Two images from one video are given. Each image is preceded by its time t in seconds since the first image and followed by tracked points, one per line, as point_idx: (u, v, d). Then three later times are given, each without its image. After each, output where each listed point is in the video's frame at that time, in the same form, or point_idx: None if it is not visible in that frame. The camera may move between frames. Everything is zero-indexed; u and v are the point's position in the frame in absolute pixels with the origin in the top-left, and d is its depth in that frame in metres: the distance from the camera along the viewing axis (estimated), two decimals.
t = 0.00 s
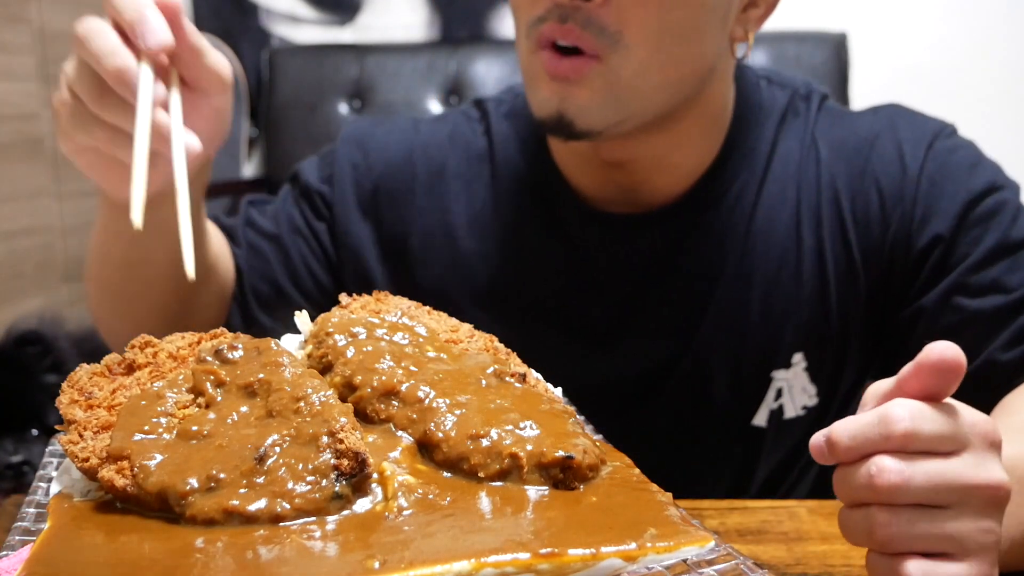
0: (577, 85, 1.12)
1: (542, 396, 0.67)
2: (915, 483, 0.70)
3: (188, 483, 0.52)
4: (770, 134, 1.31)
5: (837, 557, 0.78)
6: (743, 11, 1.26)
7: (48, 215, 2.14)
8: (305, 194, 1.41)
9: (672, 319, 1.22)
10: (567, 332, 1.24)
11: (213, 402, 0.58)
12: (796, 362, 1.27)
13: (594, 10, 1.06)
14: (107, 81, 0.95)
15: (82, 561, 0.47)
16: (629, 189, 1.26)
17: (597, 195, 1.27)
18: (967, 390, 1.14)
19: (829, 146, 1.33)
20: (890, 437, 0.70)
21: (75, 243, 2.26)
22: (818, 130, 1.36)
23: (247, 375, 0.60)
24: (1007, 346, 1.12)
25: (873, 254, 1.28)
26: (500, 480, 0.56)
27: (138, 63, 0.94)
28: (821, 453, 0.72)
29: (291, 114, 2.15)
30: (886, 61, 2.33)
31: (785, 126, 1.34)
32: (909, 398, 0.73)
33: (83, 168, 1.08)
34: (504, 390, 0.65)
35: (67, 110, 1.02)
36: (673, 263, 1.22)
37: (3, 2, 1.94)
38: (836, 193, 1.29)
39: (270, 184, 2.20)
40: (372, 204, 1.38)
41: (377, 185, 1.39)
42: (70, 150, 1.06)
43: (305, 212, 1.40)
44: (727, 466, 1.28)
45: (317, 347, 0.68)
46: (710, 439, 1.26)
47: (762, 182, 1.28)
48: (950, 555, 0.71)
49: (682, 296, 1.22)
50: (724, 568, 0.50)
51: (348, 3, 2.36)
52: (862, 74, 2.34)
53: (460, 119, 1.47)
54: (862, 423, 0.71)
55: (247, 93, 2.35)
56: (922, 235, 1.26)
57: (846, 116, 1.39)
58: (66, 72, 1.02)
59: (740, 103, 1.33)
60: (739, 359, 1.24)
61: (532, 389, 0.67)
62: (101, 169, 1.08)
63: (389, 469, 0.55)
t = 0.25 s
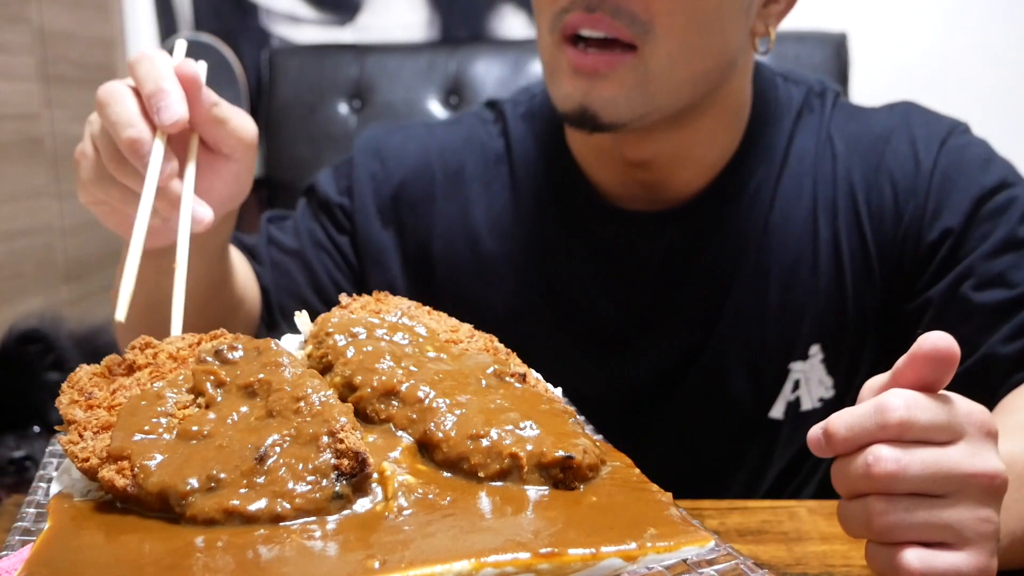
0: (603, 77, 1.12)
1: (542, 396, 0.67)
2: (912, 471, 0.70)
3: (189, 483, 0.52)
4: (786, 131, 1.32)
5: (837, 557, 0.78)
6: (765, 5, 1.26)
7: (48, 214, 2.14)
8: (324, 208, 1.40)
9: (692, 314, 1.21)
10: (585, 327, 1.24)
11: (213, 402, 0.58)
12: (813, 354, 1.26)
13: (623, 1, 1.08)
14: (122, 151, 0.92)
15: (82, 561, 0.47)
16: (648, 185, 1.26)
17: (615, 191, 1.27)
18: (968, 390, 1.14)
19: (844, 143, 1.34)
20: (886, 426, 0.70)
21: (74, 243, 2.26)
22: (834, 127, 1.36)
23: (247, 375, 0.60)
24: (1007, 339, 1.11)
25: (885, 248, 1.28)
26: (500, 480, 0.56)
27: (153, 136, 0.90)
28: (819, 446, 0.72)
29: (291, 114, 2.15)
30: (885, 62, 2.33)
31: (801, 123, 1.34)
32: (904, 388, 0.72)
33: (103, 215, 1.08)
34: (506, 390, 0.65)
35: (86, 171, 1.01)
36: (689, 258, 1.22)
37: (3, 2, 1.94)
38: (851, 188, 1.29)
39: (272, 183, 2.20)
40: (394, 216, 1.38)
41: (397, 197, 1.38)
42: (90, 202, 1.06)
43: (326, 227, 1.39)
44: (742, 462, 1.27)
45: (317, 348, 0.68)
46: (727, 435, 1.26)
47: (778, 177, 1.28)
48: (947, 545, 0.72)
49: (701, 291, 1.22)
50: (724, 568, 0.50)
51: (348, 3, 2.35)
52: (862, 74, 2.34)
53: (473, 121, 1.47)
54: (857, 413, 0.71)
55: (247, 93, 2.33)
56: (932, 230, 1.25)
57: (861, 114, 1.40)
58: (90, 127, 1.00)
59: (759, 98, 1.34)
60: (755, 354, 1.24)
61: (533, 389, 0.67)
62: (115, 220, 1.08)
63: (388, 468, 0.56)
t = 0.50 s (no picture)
0: (591, 55, 1.11)
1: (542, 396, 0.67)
2: (902, 475, 0.70)
3: (189, 483, 0.52)
4: (789, 130, 1.32)
5: (837, 557, 0.78)
6: (762, 5, 1.26)
7: (49, 215, 2.14)
8: (329, 210, 1.40)
9: (693, 313, 1.21)
10: (587, 326, 1.24)
11: (213, 402, 0.58)
12: (813, 353, 1.26)
13: None
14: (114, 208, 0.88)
15: (84, 561, 0.47)
16: (651, 183, 1.26)
17: (617, 190, 1.27)
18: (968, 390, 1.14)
19: (846, 143, 1.34)
20: (876, 431, 0.69)
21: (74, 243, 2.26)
22: (836, 126, 1.37)
23: (247, 375, 0.60)
24: (1007, 338, 1.12)
25: (887, 248, 1.27)
26: (500, 479, 0.56)
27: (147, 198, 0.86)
28: (810, 450, 0.71)
29: (291, 114, 2.15)
30: (884, 62, 2.32)
31: (804, 122, 1.34)
32: (895, 392, 0.72)
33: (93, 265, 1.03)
34: (506, 390, 0.65)
35: (82, 220, 0.98)
36: (691, 257, 1.22)
37: (4, 2, 1.94)
38: (853, 187, 1.29)
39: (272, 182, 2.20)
40: (398, 211, 1.37)
41: (402, 193, 1.38)
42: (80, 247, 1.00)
43: (330, 230, 1.39)
44: (743, 461, 1.27)
45: (317, 348, 0.68)
46: (729, 434, 1.25)
47: (779, 176, 1.28)
48: (939, 548, 0.72)
49: (702, 289, 1.21)
50: (724, 568, 0.49)
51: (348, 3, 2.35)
52: (861, 74, 2.34)
53: (477, 121, 1.46)
54: (847, 418, 0.70)
55: (247, 92, 2.33)
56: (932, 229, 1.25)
57: (864, 114, 1.40)
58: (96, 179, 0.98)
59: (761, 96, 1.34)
60: (755, 353, 1.23)
61: (533, 389, 0.67)
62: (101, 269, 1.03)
63: (389, 468, 0.56)
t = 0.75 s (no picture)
0: (592, 66, 1.12)
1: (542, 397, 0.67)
2: (900, 474, 0.70)
3: (189, 483, 0.52)
4: (787, 130, 1.32)
5: (837, 557, 0.78)
6: (759, 5, 1.25)
7: (49, 215, 2.14)
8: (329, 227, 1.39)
9: (692, 313, 1.21)
10: (586, 327, 1.24)
11: (214, 402, 0.58)
12: (812, 353, 1.26)
13: None
14: (145, 227, 0.91)
15: (84, 561, 0.47)
16: (649, 183, 1.25)
17: (615, 191, 1.28)
18: (968, 391, 1.14)
19: (845, 143, 1.34)
20: (873, 431, 0.69)
21: (73, 243, 2.26)
22: (835, 127, 1.37)
23: (248, 375, 0.60)
24: (1005, 337, 1.11)
25: (885, 248, 1.27)
26: (501, 480, 0.56)
27: (179, 218, 0.89)
28: (809, 452, 0.72)
29: (291, 114, 2.15)
30: (883, 61, 2.32)
31: (802, 123, 1.34)
32: (891, 392, 0.72)
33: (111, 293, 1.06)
34: (506, 391, 0.65)
35: (106, 239, 1.00)
36: (690, 258, 1.22)
37: (3, 3, 1.94)
38: (852, 186, 1.29)
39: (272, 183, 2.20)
40: (398, 221, 1.38)
41: (402, 203, 1.38)
42: (100, 265, 1.03)
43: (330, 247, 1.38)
44: (743, 460, 1.27)
45: (317, 348, 0.68)
46: (728, 435, 1.25)
47: (778, 177, 1.28)
48: (939, 549, 0.71)
49: (700, 289, 1.21)
50: (725, 568, 0.50)
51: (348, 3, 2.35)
52: (861, 73, 2.34)
53: (473, 126, 1.47)
54: (844, 419, 0.71)
55: (247, 92, 2.33)
56: (931, 229, 1.25)
57: (863, 115, 1.40)
58: (127, 201, 1.01)
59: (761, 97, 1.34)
60: (754, 353, 1.24)
61: (533, 389, 0.67)
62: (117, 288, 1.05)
63: (389, 468, 0.56)
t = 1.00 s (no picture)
0: (592, 65, 1.12)
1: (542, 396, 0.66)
2: (896, 479, 0.70)
3: (190, 484, 0.52)
4: (787, 131, 1.32)
5: (837, 557, 0.78)
6: (759, 6, 1.25)
7: (49, 215, 2.14)
8: (329, 233, 1.39)
9: (693, 314, 1.21)
10: (587, 328, 1.24)
11: (213, 403, 0.58)
12: (813, 353, 1.26)
13: None
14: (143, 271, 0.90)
15: (85, 562, 0.47)
16: (650, 184, 1.25)
17: (616, 192, 1.28)
18: (968, 390, 1.14)
19: (846, 144, 1.34)
20: (868, 435, 0.69)
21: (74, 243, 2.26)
22: (835, 127, 1.37)
23: (247, 375, 0.60)
24: (1006, 337, 1.12)
25: (886, 248, 1.27)
26: (501, 480, 0.56)
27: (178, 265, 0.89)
28: (805, 456, 0.72)
29: (291, 114, 2.16)
30: (883, 61, 2.32)
31: (802, 123, 1.35)
32: (887, 398, 0.72)
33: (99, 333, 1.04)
34: (506, 390, 0.65)
35: (102, 283, 0.99)
36: (691, 259, 1.22)
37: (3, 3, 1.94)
38: (852, 187, 1.29)
39: (273, 182, 2.20)
40: (398, 225, 1.38)
41: (401, 206, 1.38)
42: (92, 311, 1.02)
43: (331, 251, 1.39)
44: (743, 459, 1.27)
45: (317, 348, 0.68)
46: (729, 436, 1.25)
47: (778, 177, 1.28)
48: (936, 552, 0.71)
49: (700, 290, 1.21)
50: (725, 568, 0.50)
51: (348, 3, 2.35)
52: (861, 73, 2.34)
53: (471, 128, 1.47)
54: (840, 423, 0.71)
55: (247, 92, 2.33)
56: (931, 230, 1.25)
57: (863, 115, 1.40)
58: (127, 247, 1.01)
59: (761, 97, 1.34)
60: (755, 354, 1.24)
61: (533, 390, 0.67)
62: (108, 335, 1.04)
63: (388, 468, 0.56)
